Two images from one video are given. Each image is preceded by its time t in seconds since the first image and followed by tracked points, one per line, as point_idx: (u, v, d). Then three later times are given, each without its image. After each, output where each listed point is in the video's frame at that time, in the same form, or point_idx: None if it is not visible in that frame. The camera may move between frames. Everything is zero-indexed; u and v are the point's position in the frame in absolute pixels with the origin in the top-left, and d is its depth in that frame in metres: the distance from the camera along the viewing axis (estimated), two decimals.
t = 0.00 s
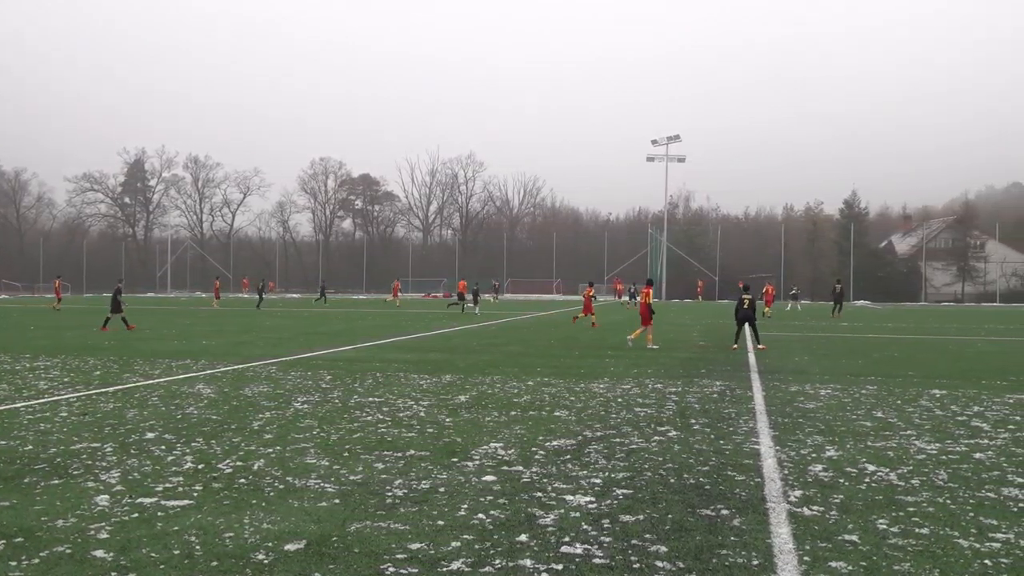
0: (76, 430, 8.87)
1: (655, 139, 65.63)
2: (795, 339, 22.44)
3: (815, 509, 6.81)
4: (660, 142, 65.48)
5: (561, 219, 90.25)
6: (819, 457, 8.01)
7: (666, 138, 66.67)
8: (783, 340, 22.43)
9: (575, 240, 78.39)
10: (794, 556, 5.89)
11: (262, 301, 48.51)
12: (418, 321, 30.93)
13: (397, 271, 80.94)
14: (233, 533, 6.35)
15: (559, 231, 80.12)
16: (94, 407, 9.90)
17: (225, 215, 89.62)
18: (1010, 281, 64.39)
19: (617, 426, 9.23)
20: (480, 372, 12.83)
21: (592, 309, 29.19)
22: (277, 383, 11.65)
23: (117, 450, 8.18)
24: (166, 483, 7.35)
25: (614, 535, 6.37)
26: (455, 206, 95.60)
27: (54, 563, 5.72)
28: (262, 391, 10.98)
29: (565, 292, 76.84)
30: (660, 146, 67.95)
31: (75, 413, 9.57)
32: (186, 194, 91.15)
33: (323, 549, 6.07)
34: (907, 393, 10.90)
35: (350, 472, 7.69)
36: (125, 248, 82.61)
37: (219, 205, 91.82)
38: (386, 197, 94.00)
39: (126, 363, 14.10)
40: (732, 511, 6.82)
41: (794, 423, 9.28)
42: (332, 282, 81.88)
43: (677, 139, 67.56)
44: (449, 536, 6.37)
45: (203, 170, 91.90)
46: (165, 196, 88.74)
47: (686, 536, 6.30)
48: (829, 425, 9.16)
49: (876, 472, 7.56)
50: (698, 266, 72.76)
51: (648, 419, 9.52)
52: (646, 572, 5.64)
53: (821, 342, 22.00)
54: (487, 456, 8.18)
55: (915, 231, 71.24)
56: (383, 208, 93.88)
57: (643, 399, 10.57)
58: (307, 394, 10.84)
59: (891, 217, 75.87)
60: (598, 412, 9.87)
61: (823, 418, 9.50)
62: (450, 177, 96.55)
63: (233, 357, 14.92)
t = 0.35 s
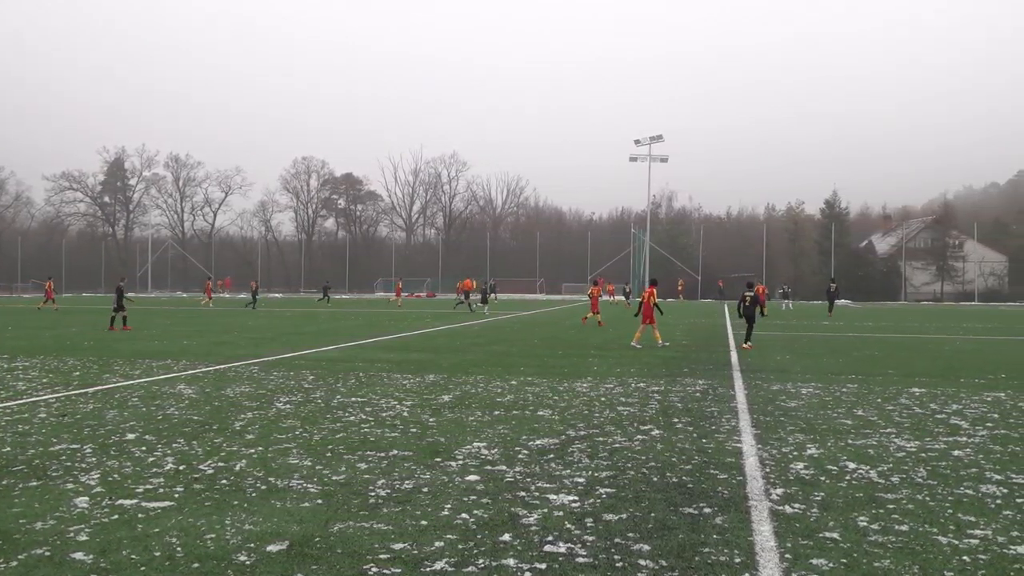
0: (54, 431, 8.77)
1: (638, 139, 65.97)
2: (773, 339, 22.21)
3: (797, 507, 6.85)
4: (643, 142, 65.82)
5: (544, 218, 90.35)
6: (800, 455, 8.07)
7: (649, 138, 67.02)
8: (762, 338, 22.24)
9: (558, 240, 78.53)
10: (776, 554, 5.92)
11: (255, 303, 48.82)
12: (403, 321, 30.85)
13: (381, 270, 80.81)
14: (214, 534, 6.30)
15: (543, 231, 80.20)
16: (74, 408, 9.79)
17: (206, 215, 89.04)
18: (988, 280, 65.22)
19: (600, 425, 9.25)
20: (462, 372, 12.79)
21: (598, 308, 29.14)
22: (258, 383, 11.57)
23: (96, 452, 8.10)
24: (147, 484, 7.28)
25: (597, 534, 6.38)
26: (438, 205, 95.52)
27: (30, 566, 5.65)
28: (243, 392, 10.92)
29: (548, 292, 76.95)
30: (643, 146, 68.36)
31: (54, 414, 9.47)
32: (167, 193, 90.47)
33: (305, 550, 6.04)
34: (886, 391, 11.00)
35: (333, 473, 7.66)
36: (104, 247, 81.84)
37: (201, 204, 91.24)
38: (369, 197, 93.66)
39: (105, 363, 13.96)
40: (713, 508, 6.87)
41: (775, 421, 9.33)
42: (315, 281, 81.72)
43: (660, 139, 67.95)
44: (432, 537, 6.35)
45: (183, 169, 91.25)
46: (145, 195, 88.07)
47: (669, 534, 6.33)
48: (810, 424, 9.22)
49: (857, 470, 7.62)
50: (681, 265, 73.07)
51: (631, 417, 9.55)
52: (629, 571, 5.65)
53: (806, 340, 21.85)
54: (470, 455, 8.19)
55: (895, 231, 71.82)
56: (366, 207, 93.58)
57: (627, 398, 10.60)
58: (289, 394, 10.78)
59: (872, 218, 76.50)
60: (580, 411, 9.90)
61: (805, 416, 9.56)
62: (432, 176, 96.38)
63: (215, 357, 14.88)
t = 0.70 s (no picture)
0: (35, 432, 8.69)
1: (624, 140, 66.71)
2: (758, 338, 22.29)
3: (780, 505, 6.89)
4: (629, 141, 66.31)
5: (529, 218, 90.42)
6: (784, 454, 8.11)
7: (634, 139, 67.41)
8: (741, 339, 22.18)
9: (544, 239, 78.68)
10: (759, 551, 5.95)
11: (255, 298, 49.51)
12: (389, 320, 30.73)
13: (366, 270, 80.55)
14: (198, 535, 6.27)
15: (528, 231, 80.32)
16: (55, 409, 9.72)
17: (189, 213, 88.57)
18: (969, 280, 66.08)
19: (585, 425, 9.27)
20: (448, 372, 12.77)
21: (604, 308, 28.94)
22: (242, 383, 11.51)
23: (77, 452, 8.04)
24: (130, 485, 7.23)
25: (581, 533, 6.40)
26: (424, 205, 95.38)
27: (11, 568, 5.60)
28: (227, 392, 10.86)
29: (534, 291, 77.00)
30: (629, 146, 68.80)
31: (35, 415, 9.39)
32: (150, 192, 89.85)
33: (289, 551, 6.01)
34: (869, 390, 11.07)
35: (318, 473, 7.63)
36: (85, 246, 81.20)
37: (184, 204, 90.65)
38: (353, 196, 93.51)
39: (87, 364, 13.85)
40: (698, 507, 6.89)
41: (758, 420, 9.38)
42: (299, 281, 81.37)
43: (645, 139, 68.50)
44: (417, 536, 6.34)
45: (166, 168, 90.65)
46: (128, 194, 87.45)
47: (653, 532, 6.35)
48: (794, 422, 9.29)
49: (840, 468, 7.68)
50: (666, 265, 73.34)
51: (616, 417, 9.57)
52: (613, 570, 5.66)
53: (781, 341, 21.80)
54: (456, 455, 8.18)
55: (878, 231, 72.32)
56: (351, 206, 93.29)
57: (612, 397, 10.63)
58: (273, 395, 10.73)
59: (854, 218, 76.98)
60: (566, 410, 9.91)
61: (787, 415, 9.62)
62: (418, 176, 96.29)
63: (197, 357, 14.79)
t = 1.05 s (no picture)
0: (19, 433, 8.62)
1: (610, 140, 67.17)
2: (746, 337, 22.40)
3: (767, 503, 6.92)
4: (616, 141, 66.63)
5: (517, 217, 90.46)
6: (770, 452, 8.15)
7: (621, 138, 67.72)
8: (725, 338, 22.16)
9: (531, 239, 78.73)
10: (746, 550, 5.98)
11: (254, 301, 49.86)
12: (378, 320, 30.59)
13: (353, 269, 80.30)
14: (185, 536, 6.24)
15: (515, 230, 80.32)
16: (41, 409, 9.65)
17: (175, 213, 87.99)
18: (952, 279, 66.65)
19: (572, 424, 9.29)
20: (436, 372, 12.74)
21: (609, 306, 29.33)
22: (230, 383, 11.48)
23: (63, 453, 7.98)
24: (115, 486, 7.19)
25: (569, 533, 6.41)
26: (412, 204, 95.21)
27: None
28: (214, 392, 10.82)
29: (522, 290, 77.05)
30: (616, 146, 69.13)
31: (20, 416, 9.32)
32: (135, 191, 89.23)
33: (276, 551, 5.99)
34: (854, 389, 11.12)
35: (305, 473, 7.61)
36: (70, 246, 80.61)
37: (169, 203, 90.10)
38: (341, 195, 93.09)
39: (71, 364, 13.76)
40: (685, 506, 6.92)
41: (745, 419, 9.42)
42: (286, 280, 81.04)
43: (632, 139, 68.88)
44: (405, 537, 6.32)
45: (152, 167, 90.04)
46: (113, 193, 86.84)
47: (640, 532, 6.36)
48: (781, 421, 9.33)
49: (825, 466, 7.73)
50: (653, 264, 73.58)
51: (604, 416, 9.60)
52: (601, 569, 5.67)
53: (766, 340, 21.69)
54: (444, 455, 8.17)
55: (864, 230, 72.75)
56: (338, 206, 92.99)
57: (600, 396, 10.65)
58: (260, 394, 10.68)
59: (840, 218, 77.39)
60: (554, 410, 9.92)
61: (774, 414, 9.67)
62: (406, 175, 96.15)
63: (184, 357, 14.71)
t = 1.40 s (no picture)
0: (4, 434, 8.55)
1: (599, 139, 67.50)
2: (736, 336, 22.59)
3: (757, 502, 6.95)
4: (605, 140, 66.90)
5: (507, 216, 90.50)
6: (760, 452, 8.17)
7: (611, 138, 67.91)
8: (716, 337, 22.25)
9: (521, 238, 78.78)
10: (736, 549, 6.00)
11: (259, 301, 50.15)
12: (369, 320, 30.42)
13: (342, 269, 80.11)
14: (173, 537, 6.20)
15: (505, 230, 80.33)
16: (27, 410, 9.58)
17: (164, 212, 87.47)
18: (940, 279, 67.35)
19: (562, 423, 9.30)
20: (426, 371, 12.72)
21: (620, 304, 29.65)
22: (219, 384, 11.43)
23: (49, 455, 7.93)
24: (103, 487, 7.15)
25: (559, 532, 6.41)
26: (402, 203, 95.08)
27: None
28: (203, 392, 10.78)
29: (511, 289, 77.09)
30: (606, 145, 69.40)
31: (5, 417, 9.24)
32: (122, 190, 88.64)
33: (266, 551, 5.98)
34: (843, 388, 11.16)
35: (293, 473, 7.59)
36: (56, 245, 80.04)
37: (158, 202, 89.59)
38: (330, 194, 92.77)
39: (59, 364, 13.67)
40: (675, 505, 6.94)
41: (735, 418, 9.44)
42: (275, 280, 80.78)
43: (622, 138, 69.12)
44: (395, 536, 6.32)
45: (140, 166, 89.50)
46: (100, 192, 86.25)
47: (630, 530, 6.38)
48: (770, 420, 9.37)
49: (814, 465, 7.76)
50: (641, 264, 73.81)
51: (594, 416, 9.61)
52: (591, 568, 5.68)
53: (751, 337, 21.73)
54: (434, 454, 8.16)
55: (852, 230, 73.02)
56: (327, 205, 92.77)
57: (590, 396, 10.67)
58: (249, 395, 10.63)
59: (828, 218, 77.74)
60: (544, 409, 9.94)
61: (763, 413, 9.71)
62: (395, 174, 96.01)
63: (174, 357, 14.62)
